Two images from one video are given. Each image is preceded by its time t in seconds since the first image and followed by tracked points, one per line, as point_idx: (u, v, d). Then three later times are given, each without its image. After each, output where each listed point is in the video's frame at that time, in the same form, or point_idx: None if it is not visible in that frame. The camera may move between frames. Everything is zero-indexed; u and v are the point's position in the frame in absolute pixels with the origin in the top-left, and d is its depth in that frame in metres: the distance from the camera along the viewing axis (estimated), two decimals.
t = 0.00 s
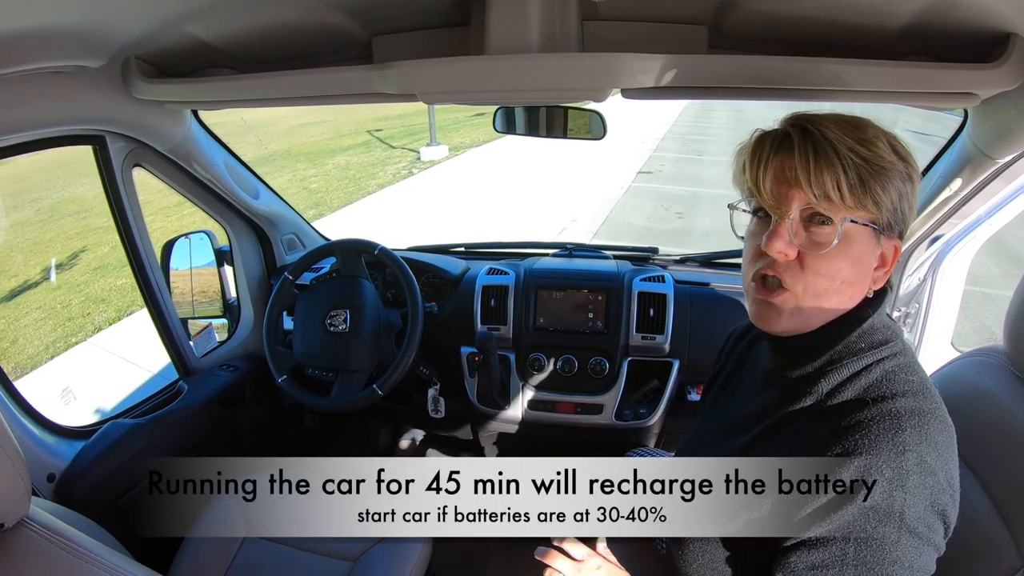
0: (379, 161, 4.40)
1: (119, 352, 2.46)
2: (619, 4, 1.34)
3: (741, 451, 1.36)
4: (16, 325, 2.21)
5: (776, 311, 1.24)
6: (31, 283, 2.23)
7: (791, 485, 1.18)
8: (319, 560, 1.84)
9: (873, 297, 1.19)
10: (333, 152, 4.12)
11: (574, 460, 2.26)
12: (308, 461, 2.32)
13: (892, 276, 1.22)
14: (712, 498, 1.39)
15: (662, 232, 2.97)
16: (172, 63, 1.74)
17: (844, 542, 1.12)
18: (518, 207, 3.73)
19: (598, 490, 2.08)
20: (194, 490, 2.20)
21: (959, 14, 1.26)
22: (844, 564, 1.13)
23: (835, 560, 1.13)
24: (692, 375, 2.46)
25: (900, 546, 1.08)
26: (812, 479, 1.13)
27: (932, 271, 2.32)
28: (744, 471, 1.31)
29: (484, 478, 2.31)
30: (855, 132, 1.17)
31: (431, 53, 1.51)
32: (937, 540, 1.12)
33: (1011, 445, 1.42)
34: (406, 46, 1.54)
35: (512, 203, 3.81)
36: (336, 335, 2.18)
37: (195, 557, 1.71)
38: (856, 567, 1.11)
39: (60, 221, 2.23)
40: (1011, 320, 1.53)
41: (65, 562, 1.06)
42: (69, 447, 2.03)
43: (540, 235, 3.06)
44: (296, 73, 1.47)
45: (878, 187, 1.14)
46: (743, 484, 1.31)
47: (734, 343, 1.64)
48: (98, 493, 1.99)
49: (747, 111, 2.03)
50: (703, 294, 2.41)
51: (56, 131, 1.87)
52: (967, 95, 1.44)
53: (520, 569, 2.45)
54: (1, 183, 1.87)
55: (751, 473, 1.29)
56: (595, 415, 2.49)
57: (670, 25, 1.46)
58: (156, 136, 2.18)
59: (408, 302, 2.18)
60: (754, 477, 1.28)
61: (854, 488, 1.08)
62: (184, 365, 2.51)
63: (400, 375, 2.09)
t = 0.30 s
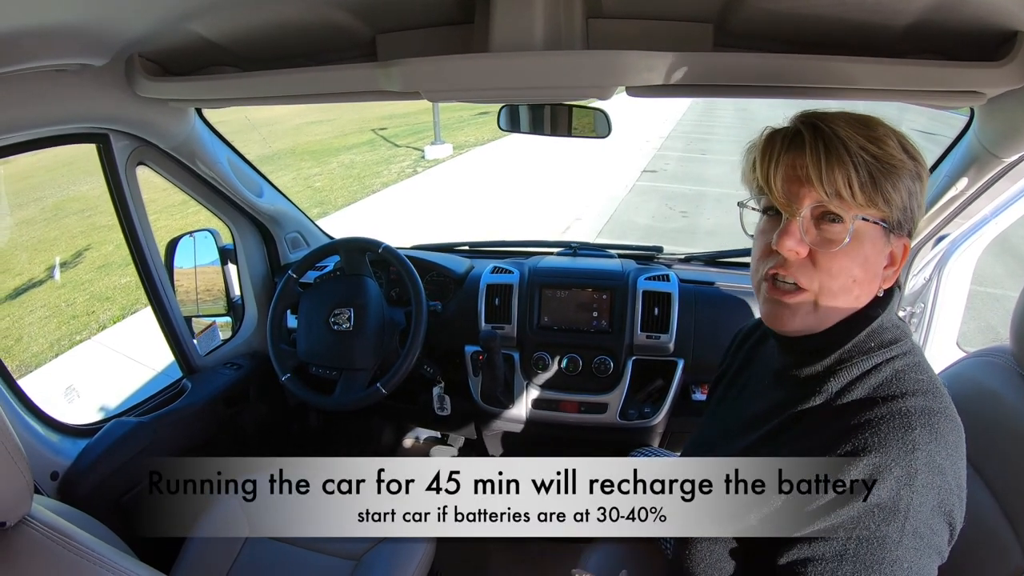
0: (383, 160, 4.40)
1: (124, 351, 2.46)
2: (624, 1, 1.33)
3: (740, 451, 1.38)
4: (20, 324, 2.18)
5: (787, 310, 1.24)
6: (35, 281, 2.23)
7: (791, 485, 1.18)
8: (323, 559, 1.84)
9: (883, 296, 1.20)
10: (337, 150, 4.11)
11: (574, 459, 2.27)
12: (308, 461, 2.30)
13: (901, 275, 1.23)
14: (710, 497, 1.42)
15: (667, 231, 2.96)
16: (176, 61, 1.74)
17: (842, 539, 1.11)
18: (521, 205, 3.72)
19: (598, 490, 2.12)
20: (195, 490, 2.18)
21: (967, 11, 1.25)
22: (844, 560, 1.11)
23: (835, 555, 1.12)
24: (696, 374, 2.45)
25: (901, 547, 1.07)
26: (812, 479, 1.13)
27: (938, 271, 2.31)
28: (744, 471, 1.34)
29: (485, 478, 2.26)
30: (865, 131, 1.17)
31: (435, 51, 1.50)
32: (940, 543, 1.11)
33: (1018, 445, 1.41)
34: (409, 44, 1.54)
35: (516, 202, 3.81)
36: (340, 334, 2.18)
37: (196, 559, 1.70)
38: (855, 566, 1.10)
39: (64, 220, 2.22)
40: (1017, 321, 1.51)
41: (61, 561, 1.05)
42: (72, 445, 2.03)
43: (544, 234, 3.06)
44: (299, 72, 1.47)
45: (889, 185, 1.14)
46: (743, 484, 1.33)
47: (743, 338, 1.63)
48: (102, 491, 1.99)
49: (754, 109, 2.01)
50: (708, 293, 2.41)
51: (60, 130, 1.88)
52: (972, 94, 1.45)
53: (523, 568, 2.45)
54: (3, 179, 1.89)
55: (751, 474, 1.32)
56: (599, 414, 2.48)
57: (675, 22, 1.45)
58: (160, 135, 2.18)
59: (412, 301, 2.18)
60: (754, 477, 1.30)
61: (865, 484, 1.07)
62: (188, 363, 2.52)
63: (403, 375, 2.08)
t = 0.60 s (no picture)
0: (388, 157, 4.38)
1: (126, 347, 2.41)
2: None
3: (740, 452, 1.41)
4: (25, 321, 2.12)
5: (800, 307, 1.23)
6: (40, 278, 2.17)
7: (790, 485, 1.19)
8: (329, 559, 1.83)
9: (896, 293, 1.19)
10: (342, 148, 4.10)
11: (573, 459, 2.25)
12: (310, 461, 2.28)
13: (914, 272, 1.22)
14: (710, 497, 1.45)
15: (672, 229, 2.94)
16: (181, 57, 1.73)
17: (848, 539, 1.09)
18: (525, 203, 3.70)
19: (598, 491, 2.12)
20: (195, 490, 2.15)
21: (979, 5, 1.23)
22: (851, 556, 1.09)
23: (842, 550, 1.09)
24: (704, 372, 2.44)
25: (910, 545, 1.04)
26: (811, 479, 1.15)
27: (946, 268, 2.28)
28: (744, 471, 1.37)
29: (485, 478, 2.24)
30: (879, 126, 1.16)
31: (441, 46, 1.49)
32: (950, 545, 1.09)
33: None
34: (415, 39, 1.52)
35: (521, 199, 3.79)
36: (345, 331, 2.17)
37: (198, 561, 1.73)
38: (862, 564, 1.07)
39: (69, 218, 2.20)
40: None
41: (63, 560, 1.04)
42: (76, 443, 2.02)
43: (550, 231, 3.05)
44: (305, 67, 1.46)
45: (902, 181, 1.13)
46: (743, 484, 1.37)
47: (755, 334, 1.62)
48: (106, 488, 1.99)
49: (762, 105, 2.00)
50: (715, 291, 2.39)
51: (64, 126, 1.87)
52: (983, 90, 1.43)
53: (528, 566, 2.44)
54: (7, 178, 1.89)
55: (750, 474, 1.35)
56: (605, 412, 2.47)
57: (685, 17, 1.43)
58: (165, 131, 2.17)
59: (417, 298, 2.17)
60: (754, 477, 1.34)
61: (866, 485, 1.06)
62: (193, 360, 2.52)
63: (409, 372, 2.08)
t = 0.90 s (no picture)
0: (388, 154, 4.38)
1: (128, 344, 2.44)
2: None
3: (740, 452, 1.42)
4: (27, 318, 2.18)
5: (802, 306, 1.23)
6: (42, 275, 2.23)
7: (790, 484, 1.20)
8: (329, 557, 1.84)
9: (899, 292, 1.18)
10: (342, 145, 4.10)
11: (574, 459, 2.26)
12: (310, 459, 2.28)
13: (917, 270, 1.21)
14: (711, 496, 1.47)
15: (674, 227, 2.94)
16: (181, 54, 1.73)
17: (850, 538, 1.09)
18: (526, 200, 3.70)
19: (598, 491, 2.12)
20: (195, 490, 2.15)
21: (981, 4, 1.23)
22: (854, 554, 1.09)
23: (845, 548, 1.10)
24: (705, 369, 2.44)
25: (913, 544, 1.04)
26: (811, 479, 1.16)
27: (948, 267, 2.28)
28: (744, 471, 1.38)
29: (485, 478, 2.26)
30: (882, 124, 1.16)
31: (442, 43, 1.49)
32: (953, 543, 1.09)
33: None
34: (417, 36, 1.52)
35: (522, 196, 3.79)
36: (346, 328, 2.17)
37: (197, 561, 1.73)
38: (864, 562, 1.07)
39: (70, 214, 2.22)
40: None
41: (63, 558, 1.04)
42: (77, 440, 2.03)
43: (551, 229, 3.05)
44: (306, 63, 1.46)
45: (905, 179, 1.13)
46: (744, 484, 1.38)
47: (758, 331, 1.61)
48: (107, 485, 1.99)
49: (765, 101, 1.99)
50: (716, 288, 2.39)
51: (64, 123, 1.87)
52: (985, 89, 1.43)
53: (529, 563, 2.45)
54: (7, 175, 1.90)
55: (751, 473, 1.35)
56: (606, 409, 2.47)
57: (688, 14, 1.43)
58: (166, 128, 2.17)
59: (419, 295, 2.17)
60: (754, 477, 1.34)
61: (866, 485, 1.06)
62: (194, 358, 2.51)
63: (410, 369, 2.08)
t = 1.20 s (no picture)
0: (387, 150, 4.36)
1: (126, 340, 2.43)
2: None
3: (739, 452, 1.40)
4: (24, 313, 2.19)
5: (805, 302, 1.22)
6: (39, 271, 2.22)
7: (791, 485, 1.19)
8: (323, 555, 1.83)
9: (904, 286, 1.17)
10: (340, 140, 4.08)
11: (574, 460, 2.24)
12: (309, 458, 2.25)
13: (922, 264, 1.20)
14: (712, 498, 1.44)
15: (674, 222, 2.92)
16: (178, 45, 1.71)
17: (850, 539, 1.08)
18: (525, 196, 3.68)
19: (598, 491, 2.10)
20: (195, 490, 2.14)
21: None
22: (857, 553, 1.07)
23: (848, 547, 1.08)
24: (705, 365, 2.42)
25: (917, 543, 1.02)
26: (811, 479, 1.14)
27: (949, 263, 2.26)
28: (744, 471, 1.36)
29: (485, 478, 2.24)
30: (885, 116, 1.14)
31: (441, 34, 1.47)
32: (957, 542, 1.07)
33: None
34: (415, 27, 1.50)
35: (521, 192, 3.77)
36: (343, 323, 2.16)
37: (194, 557, 1.78)
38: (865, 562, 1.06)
39: (68, 210, 2.21)
40: None
41: (55, 552, 1.03)
42: (73, 435, 2.01)
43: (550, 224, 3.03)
44: (303, 54, 1.44)
45: (908, 172, 1.11)
46: (743, 484, 1.36)
47: (761, 326, 1.60)
48: (103, 480, 1.98)
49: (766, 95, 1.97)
50: (716, 284, 2.38)
51: (60, 115, 1.85)
52: (989, 82, 1.42)
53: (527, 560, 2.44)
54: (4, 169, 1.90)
55: (751, 473, 1.34)
56: (605, 405, 2.46)
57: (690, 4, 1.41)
58: (162, 120, 2.15)
59: (417, 289, 2.16)
60: (754, 477, 1.32)
61: (867, 484, 1.05)
62: (190, 352, 2.50)
63: (407, 364, 2.06)
